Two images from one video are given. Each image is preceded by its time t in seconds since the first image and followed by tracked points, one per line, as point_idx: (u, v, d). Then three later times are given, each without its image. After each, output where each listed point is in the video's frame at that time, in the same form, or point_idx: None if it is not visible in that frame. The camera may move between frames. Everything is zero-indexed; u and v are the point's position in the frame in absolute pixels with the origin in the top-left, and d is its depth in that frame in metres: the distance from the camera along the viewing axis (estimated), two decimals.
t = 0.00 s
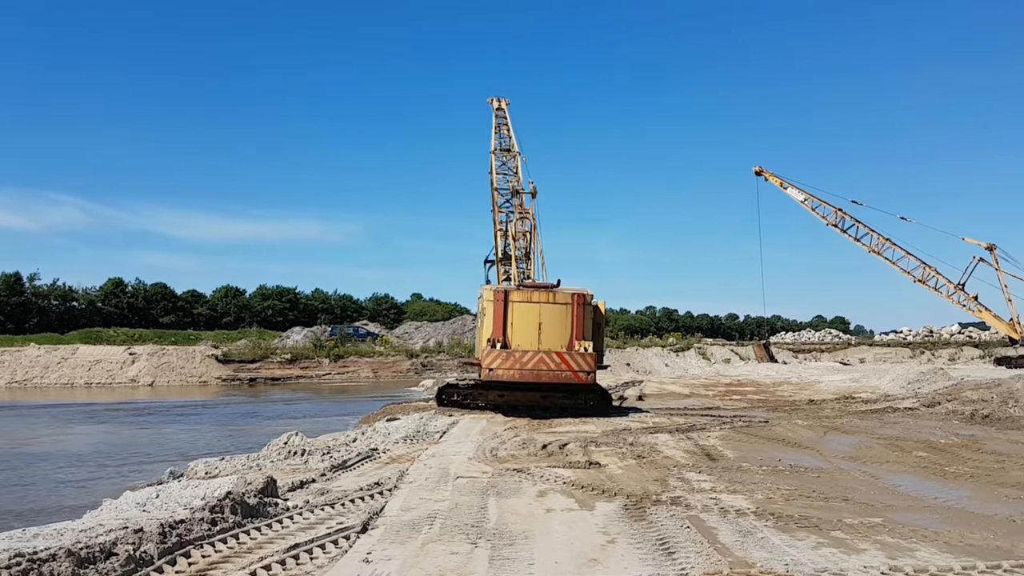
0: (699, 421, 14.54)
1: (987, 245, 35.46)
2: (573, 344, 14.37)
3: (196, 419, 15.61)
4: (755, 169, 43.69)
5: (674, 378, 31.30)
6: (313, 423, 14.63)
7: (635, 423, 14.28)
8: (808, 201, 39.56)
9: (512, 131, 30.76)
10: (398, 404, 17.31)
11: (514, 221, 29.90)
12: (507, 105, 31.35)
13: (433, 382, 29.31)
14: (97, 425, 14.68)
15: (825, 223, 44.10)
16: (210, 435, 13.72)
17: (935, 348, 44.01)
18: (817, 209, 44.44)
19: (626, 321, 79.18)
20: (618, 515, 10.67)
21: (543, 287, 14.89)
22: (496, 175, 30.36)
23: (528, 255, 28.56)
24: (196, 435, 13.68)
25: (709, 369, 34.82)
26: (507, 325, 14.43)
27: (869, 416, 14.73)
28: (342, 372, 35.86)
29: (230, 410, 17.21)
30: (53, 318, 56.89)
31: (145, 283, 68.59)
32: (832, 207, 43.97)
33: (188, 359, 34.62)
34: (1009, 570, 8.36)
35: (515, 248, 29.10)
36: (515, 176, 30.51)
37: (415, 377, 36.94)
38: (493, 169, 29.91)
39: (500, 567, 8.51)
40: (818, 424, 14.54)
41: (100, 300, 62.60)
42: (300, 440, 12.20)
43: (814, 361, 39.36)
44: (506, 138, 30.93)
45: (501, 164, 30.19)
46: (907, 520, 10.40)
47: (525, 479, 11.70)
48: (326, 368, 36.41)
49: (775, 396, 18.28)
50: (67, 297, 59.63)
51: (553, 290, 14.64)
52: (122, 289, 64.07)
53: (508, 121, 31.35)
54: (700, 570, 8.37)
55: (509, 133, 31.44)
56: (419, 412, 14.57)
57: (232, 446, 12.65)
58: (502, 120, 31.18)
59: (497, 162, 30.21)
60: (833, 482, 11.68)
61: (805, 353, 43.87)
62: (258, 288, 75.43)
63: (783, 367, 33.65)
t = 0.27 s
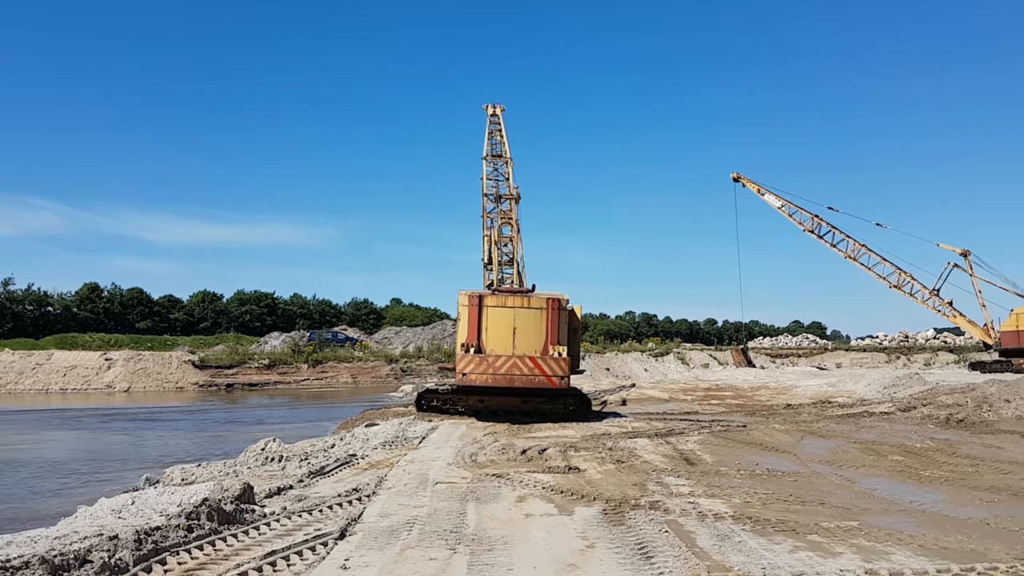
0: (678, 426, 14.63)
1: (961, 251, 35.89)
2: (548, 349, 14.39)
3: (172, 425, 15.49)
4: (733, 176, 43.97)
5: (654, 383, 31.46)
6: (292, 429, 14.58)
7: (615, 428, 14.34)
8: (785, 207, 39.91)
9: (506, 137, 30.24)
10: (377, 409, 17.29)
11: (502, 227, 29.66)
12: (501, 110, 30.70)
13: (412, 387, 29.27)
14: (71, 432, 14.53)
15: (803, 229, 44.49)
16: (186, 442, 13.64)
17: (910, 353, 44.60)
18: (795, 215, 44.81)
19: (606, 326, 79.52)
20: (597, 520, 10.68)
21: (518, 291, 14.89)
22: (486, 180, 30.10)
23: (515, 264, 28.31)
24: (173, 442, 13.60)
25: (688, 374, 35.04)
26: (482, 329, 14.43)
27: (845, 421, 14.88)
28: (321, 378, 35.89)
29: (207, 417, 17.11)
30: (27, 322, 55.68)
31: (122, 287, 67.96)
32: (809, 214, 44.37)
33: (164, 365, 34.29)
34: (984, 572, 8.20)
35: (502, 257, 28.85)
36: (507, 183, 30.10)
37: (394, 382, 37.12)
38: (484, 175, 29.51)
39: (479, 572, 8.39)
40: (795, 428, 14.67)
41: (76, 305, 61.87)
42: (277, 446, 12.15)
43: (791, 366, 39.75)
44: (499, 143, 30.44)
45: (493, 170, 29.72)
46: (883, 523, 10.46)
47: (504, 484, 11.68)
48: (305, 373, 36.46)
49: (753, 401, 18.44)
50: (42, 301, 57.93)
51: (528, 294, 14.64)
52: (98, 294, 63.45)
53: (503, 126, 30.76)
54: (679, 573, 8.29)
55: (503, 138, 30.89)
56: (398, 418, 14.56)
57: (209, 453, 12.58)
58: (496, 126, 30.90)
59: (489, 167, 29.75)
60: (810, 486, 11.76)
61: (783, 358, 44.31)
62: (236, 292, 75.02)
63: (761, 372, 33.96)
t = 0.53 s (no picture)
0: (657, 426, 14.72)
1: (938, 253, 36.32)
2: (523, 349, 14.46)
3: (151, 426, 15.43)
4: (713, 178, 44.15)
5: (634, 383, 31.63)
6: (270, 430, 14.54)
7: (595, 428, 14.41)
8: (764, 210, 40.20)
9: (501, 139, 29.67)
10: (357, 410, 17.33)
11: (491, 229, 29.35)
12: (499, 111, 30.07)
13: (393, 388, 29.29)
14: (48, 432, 14.46)
15: (781, 231, 44.79)
16: (163, 443, 13.55)
17: (887, 354, 45.10)
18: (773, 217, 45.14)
19: (587, 328, 79.91)
20: (576, 519, 10.38)
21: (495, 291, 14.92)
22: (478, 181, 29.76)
23: (502, 267, 27.91)
24: (149, 444, 13.51)
25: (668, 375, 35.27)
26: (457, 329, 14.49)
27: (822, 421, 15.03)
28: (300, 379, 35.83)
29: (184, 418, 17.02)
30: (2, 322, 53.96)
31: (99, 287, 67.48)
32: (787, 216, 44.72)
33: (141, 366, 34.05)
34: (958, 569, 7.70)
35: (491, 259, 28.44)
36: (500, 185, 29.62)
37: (375, 383, 37.21)
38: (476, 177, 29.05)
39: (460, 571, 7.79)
40: (773, 427, 14.80)
41: (52, 305, 61.33)
42: (255, 447, 12.14)
43: (770, 366, 40.13)
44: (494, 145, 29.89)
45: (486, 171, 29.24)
46: (859, 521, 10.26)
47: (484, 484, 11.62)
48: (283, 374, 36.39)
49: (732, 401, 18.58)
50: (17, 301, 56.42)
51: (504, 294, 14.67)
52: (75, 294, 63.02)
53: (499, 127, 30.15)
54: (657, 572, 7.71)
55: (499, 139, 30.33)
56: (378, 419, 14.59)
57: (187, 453, 12.55)
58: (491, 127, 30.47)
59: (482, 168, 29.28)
60: (788, 485, 11.81)
61: (761, 359, 44.72)
62: (214, 293, 74.69)
63: (741, 372, 34.26)
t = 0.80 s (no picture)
0: (647, 425, 14.75)
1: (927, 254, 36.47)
2: (507, 348, 14.47)
3: (140, 425, 15.40)
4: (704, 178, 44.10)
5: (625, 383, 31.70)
6: (260, 430, 14.53)
7: (586, 428, 14.45)
8: (755, 210, 40.27)
9: (507, 139, 29.55)
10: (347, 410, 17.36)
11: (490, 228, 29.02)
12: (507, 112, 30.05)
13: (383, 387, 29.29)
14: (35, 431, 14.41)
15: (771, 231, 44.80)
16: (152, 443, 13.53)
17: (876, 354, 45.31)
18: (763, 218, 45.14)
19: (577, 327, 80.04)
20: (566, 518, 10.40)
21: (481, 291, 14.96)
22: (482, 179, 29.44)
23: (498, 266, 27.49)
24: (138, 443, 13.49)
25: (658, 375, 35.37)
26: (442, 328, 14.51)
27: (811, 420, 15.10)
28: (290, 378, 35.79)
29: (173, 417, 17.00)
30: None
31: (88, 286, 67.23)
32: (777, 216, 44.75)
33: (131, 365, 33.92)
34: (944, 569, 7.74)
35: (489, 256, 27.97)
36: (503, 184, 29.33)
37: (365, 382, 37.24)
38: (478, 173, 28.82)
39: (448, 570, 7.79)
40: (762, 427, 14.86)
41: (41, 304, 61.10)
42: (244, 447, 12.12)
43: (760, 366, 40.27)
44: (500, 144, 29.73)
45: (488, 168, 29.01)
46: (847, 520, 10.31)
47: (474, 483, 11.62)
48: (273, 373, 36.34)
49: (722, 401, 18.64)
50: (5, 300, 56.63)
51: (489, 294, 14.71)
52: (64, 292, 62.75)
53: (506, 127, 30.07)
54: (646, 570, 7.76)
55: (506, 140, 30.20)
56: (368, 418, 14.60)
57: (176, 453, 12.53)
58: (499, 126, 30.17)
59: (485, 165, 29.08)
60: (776, 484, 11.86)
61: (751, 359, 44.88)
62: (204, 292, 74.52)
63: (731, 372, 34.37)
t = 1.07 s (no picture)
0: (644, 424, 14.78)
1: (924, 253, 36.47)
2: (498, 346, 14.49)
3: (136, 423, 15.40)
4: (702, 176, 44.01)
5: (621, 381, 31.71)
6: (257, 427, 14.54)
7: (582, 426, 14.47)
8: (752, 209, 40.26)
9: (519, 137, 29.33)
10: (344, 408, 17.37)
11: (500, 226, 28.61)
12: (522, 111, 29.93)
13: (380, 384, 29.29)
14: (31, 428, 14.40)
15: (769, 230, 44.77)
16: (148, 439, 13.53)
17: (873, 353, 45.35)
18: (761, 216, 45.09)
19: (574, 326, 80.05)
20: (563, 515, 10.42)
21: (473, 288, 15.01)
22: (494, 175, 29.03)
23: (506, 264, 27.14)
24: (135, 440, 13.49)
25: (655, 373, 35.39)
26: (433, 326, 14.58)
27: (807, 419, 15.13)
28: (287, 375, 35.78)
29: (171, 414, 16.99)
30: None
31: (84, 282, 67.14)
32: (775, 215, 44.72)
33: (127, 361, 33.89)
34: (939, 566, 7.77)
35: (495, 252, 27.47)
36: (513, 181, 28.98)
37: (362, 380, 37.26)
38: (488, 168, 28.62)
39: (444, 567, 7.80)
40: (758, 426, 14.88)
41: (37, 300, 61.01)
42: (240, 444, 12.13)
43: (757, 365, 40.31)
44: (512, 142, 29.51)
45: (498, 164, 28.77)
46: (842, 518, 10.34)
47: (471, 481, 11.62)
48: (270, 370, 36.33)
49: (719, 400, 18.66)
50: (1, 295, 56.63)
51: (481, 292, 14.75)
52: (60, 288, 62.70)
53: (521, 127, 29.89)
54: (641, 567, 7.78)
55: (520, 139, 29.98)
56: (365, 416, 14.61)
57: (172, 450, 12.54)
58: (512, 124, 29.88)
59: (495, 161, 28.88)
60: (772, 482, 11.88)
61: (748, 358, 44.92)
62: (200, 289, 74.44)
63: (728, 370, 34.41)
